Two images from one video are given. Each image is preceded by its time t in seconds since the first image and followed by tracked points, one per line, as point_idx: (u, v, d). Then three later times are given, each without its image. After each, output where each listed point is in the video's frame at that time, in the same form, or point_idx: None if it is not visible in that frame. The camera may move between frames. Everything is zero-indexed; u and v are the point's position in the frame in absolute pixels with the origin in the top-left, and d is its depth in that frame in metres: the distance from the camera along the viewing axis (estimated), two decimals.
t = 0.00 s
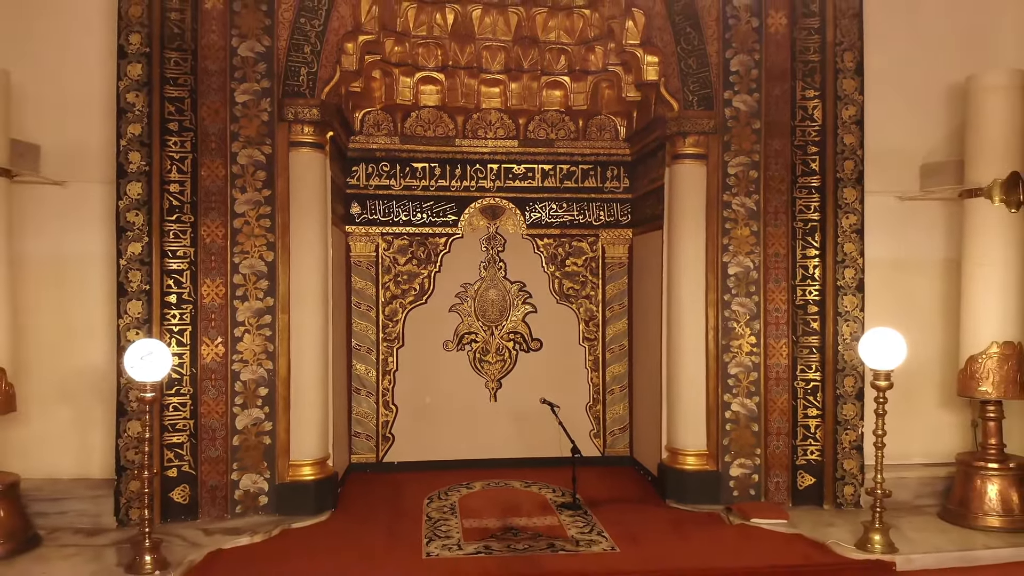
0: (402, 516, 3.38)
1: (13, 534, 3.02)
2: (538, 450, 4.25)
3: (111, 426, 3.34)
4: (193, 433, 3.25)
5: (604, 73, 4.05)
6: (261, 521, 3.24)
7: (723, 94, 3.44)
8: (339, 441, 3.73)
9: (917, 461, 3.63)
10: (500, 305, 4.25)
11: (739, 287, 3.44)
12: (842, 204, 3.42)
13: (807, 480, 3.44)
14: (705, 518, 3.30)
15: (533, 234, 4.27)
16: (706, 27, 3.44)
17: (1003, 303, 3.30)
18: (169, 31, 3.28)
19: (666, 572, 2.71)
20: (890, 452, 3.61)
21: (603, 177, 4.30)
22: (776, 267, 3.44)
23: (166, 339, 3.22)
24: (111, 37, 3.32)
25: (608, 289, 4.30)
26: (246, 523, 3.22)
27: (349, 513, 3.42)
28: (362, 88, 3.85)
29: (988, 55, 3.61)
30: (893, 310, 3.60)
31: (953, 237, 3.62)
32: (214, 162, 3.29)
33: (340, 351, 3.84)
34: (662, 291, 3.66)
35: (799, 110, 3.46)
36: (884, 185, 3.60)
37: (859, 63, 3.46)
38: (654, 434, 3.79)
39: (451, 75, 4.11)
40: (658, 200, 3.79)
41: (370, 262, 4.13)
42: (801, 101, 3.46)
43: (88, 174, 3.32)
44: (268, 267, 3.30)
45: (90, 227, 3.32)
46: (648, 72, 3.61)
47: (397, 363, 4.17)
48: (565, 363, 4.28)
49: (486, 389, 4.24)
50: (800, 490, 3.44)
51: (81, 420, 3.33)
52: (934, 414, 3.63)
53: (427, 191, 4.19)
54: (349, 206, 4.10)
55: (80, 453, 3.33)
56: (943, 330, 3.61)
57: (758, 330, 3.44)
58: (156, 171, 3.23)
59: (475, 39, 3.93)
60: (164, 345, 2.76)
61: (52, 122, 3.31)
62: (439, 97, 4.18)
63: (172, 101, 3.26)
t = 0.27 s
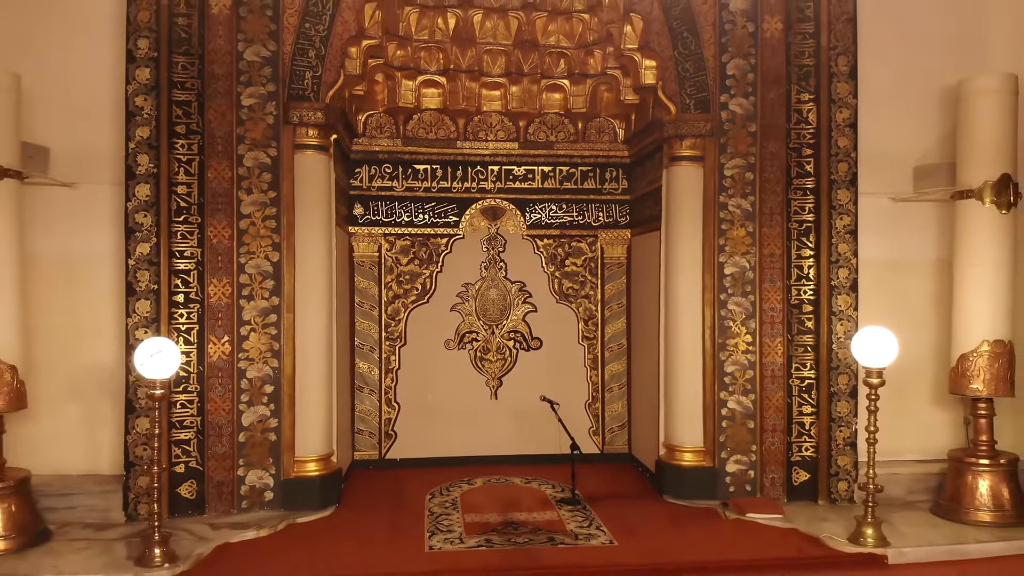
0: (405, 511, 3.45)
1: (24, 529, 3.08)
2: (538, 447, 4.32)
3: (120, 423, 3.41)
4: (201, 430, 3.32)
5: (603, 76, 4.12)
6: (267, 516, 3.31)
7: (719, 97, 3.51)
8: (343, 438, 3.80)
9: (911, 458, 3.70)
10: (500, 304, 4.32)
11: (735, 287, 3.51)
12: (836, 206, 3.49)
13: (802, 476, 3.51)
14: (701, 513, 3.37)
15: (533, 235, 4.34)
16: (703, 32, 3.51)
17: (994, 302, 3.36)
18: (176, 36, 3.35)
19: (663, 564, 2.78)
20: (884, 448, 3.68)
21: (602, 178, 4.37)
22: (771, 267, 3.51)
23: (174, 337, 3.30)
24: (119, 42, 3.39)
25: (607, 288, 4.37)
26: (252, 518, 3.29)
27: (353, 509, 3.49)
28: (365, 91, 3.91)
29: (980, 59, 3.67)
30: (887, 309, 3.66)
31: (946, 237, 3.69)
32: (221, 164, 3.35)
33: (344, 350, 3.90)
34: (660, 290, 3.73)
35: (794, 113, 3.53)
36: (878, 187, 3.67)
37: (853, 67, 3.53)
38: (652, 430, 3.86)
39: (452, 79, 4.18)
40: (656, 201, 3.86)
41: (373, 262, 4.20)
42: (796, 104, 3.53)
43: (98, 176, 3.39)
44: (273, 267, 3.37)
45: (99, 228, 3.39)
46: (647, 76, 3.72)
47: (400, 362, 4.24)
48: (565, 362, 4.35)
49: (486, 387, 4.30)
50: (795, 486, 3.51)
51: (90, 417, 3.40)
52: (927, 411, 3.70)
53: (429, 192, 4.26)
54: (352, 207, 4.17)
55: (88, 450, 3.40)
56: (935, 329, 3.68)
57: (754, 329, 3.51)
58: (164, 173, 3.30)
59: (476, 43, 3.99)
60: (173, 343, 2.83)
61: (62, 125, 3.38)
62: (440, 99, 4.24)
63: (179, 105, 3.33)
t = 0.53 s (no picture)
0: (407, 506, 3.51)
1: (35, 523, 3.14)
2: (538, 445, 4.39)
3: (128, 420, 3.47)
4: (207, 427, 3.38)
5: (602, 79, 4.19)
6: (272, 511, 3.38)
7: (716, 100, 3.58)
8: (346, 435, 3.87)
9: (904, 455, 3.76)
10: (501, 304, 4.39)
11: (731, 287, 3.57)
12: (830, 207, 3.56)
13: (797, 472, 3.57)
14: (698, 508, 3.44)
15: (533, 236, 4.40)
16: (700, 37, 3.58)
17: (985, 302, 3.42)
18: (183, 40, 3.41)
19: (661, 557, 2.85)
20: (877, 445, 3.75)
21: (601, 180, 4.44)
22: (766, 267, 3.58)
23: (181, 336, 3.36)
24: (128, 46, 3.45)
25: (606, 288, 4.44)
26: (258, 513, 3.35)
27: (356, 504, 3.56)
28: (368, 94, 3.98)
29: (972, 63, 3.74)
30: (881, 308, 3.73)
31: (938, 238, 3.76)
32: (227, 166, 3.42)
33: (347, 349, 3.97)
34: (658, 290, 3.80)
35: (789, 116, 3.59)
36: (872, 188, 3.73)
37: (847, 71, 3.60)
38: (650, 427, 3.93)
39: (454, 82, 4.24)
40: (654, 203, 3.93)
41: (376, 263, 4.26)
42: (791, 107, 3.59)
43: (106, 178, 3.46)
44: (279, 267, 3.44)
45: (108, 229, 3.46)
46: (643, 79, 3.85)
47: (402, 360, 4.31)
48: (565, 360, 4.41)
49: (487, 385, 4.37)
50: (790, 482, 3.57)
51: (99, 415, 3.47)
52: (920, 409, 3.76)
53: (431, 194, 4.33)
54: (355, 208, 4.24)
55: (97, 446, 3.47)
56: (928, 328, 3.75)
57: (750, 328, 3.57)
58: (172, 175, 3.37)
59: (477, 47, 4.05)
60: (182, 341, 2.89)
61: (71, 128, 3.45)
62: (442, 102, 4.30)
63: (187, 108, 3.40)
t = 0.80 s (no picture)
0: (409, 502, 3.59)
1: (45, 518, 3.22)
2: (538, 442, 4.46)
3: (135, 417, 3.55)
4: (214, 424, 3.46)
5: (600, 83, 4.27)
6: (277, 506, 3.45)
7: (712, 104, 3.65)
8: (349, 432, 3.95)
9: (896, 451, 3.84)
10: (501, 303, 4.46)
11: (727, 287, 3.65)
12: (823, 209, 3.64)
13: (791, 468, 3.65)
14: (694, 504, 3.51)
15: (533, 236, 4.48)
16: (696, 42, 3.66)
17: (975, 301, 3.50)
18: (190, 45, 3.49)
19: (657, 551, 2.92)
20: (870, 442, 3.82)
21: (600, 181, 4.51)
22: (761, 267, 3.65)
23: (188, 335, 3.44)
24: (135, 51, 3.53)
25: (604, 288, 4.51)
26: (264, 508, 3.43)
27: (359, 500, 3.63)
28: (370, 98, 4.06)
29: (963, 67, 3.81)
30: (874, 308, 3.80)
31: (930, 239, 3.83)
32: (233, 168, 3.49)
33: (350, 348, 4.05)
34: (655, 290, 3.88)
35: (784, 119, 3.67)
36: (865, 190, 3.81)
37: (840, 75, 3.67)
38: (647, 425, 4.00)
39: (455, 85, 4.32)
40: (651, 204, 4.01)
41: (378, 263, 4.34)
42: (786, 111, 3.67)
43: (114, 180, 3.53)
44: (283, 267, 3.52)
45: (116, 230, 3.53)
46: (641, 83, 3.89)
47: (404, 359, 4.38)
48: (563, 359, 4.49)
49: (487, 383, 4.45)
50: (784, 478, 3.65)
51: (107, 412, 3.54)
52: (912, 406, 3.84)
53: (432, 195, 4.40)
54: (358, 209, 4.31)
55: (105, 443, 3.54)
56: (919, 327, 3.83)
57: (745, 327, 3.65)
58: (179, 177, 3.45)
59: (478, 51, 4.13)
60: (190, 340, 2.97)
61: (80, 131, 3.52)
62: (443, 105, 4.39)
63: (193, 112, 3.48)
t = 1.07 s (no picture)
0: (411, 498, 3.66)
1: (53, 513, 3.28)
2: (537, 440, 4.53)
3: (142, 415, 3.61)
4: (218, 421, 3.52)
5: (598, 86, 4.34)
6: (281, 502, 3.52)
7: (707, 108, 3.72)
8: (351, 429, 4.02)
9: (889, 448, 3.90)
10: (500, 303, 4.53)
11: (722, 287, 3.72)
12: (817, 210, 3.70)
13: (785, 465, 3.72)
14: (690, 499, 3.58)
15: (532, 237, 4.55)
16: (691, 47, 3.73)
17: (965, 301, 3.56)
18: (196, 50, 3.56)
19: (652, 545, 2.99)
20: (863, 439, 3.89)
21: (598, 183, 4.58)
22: (756, 268, 3.72)
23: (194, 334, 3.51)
24: (142, 56, 3.60)
25: (602, 288, 4.58)
26: (268, 504, 3.50)
27: (362, 496, 3.70)
28: (372, 101, 4.13)
29: (955, 70, 3.88)
30: (866, 307, 3.87)
31: (922, 240, 3.90)
32: (238, 171, 3.56)
33: (352, 346, 4.12)
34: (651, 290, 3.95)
35: (778, 123, 3.74)
36: (858, 192, 3.88)
37: (833, 79, 3.74)
38: (644, 422, 4.07)
39: (455, 89, 4.39)
40: (648, 206, 4.08)
41: (379, 264, 4.41)
42: (780, 115, 3.74)
43: (121, 183, 3.60)
44: (287, 268, 3.59)
45: (123, 231, 3.60)
46: (637, 87, 3.92)
47: (405, 358, 4.45)
48: (562, 358, 4.56)
49: (487, 382, 4.52)
50: (778, 475, 3.72)
51: (115, 410, 3.61)
52: (904, 404, 3.91)
53: (433, 197, 4.47)
54: (359, 211, 4.38)
55: (112, 440, 3.61)
56: (911, 327, 3.90)
57: (740, 326, 3.72)
58: (185, 180, 3.51)
59: (477, 55, 4.19)
60: (196, 339, 3.04)
61: (88, 134, 3.59)
62: (443, 108, 4.48)
63: (199, 115, 3.54)
